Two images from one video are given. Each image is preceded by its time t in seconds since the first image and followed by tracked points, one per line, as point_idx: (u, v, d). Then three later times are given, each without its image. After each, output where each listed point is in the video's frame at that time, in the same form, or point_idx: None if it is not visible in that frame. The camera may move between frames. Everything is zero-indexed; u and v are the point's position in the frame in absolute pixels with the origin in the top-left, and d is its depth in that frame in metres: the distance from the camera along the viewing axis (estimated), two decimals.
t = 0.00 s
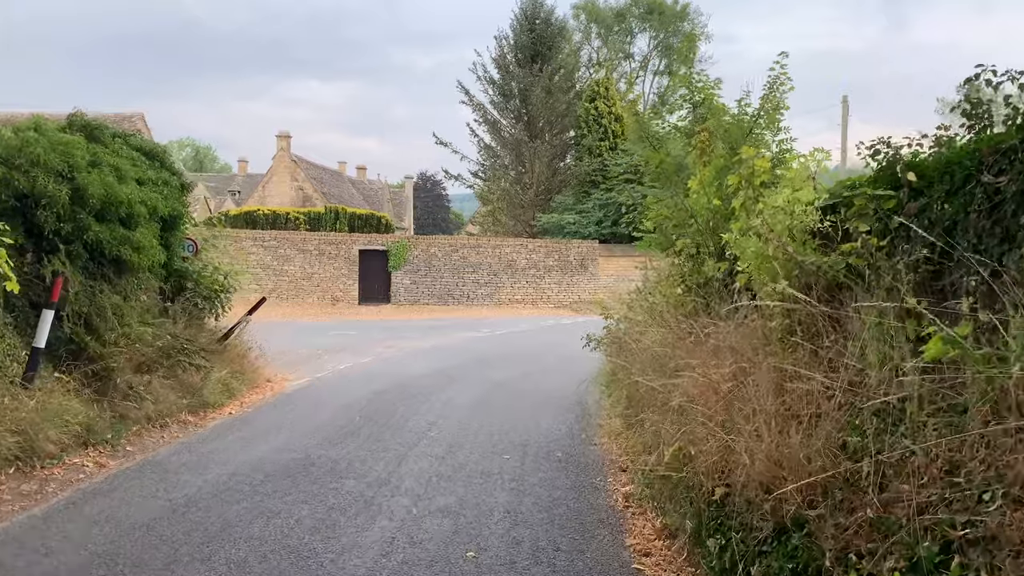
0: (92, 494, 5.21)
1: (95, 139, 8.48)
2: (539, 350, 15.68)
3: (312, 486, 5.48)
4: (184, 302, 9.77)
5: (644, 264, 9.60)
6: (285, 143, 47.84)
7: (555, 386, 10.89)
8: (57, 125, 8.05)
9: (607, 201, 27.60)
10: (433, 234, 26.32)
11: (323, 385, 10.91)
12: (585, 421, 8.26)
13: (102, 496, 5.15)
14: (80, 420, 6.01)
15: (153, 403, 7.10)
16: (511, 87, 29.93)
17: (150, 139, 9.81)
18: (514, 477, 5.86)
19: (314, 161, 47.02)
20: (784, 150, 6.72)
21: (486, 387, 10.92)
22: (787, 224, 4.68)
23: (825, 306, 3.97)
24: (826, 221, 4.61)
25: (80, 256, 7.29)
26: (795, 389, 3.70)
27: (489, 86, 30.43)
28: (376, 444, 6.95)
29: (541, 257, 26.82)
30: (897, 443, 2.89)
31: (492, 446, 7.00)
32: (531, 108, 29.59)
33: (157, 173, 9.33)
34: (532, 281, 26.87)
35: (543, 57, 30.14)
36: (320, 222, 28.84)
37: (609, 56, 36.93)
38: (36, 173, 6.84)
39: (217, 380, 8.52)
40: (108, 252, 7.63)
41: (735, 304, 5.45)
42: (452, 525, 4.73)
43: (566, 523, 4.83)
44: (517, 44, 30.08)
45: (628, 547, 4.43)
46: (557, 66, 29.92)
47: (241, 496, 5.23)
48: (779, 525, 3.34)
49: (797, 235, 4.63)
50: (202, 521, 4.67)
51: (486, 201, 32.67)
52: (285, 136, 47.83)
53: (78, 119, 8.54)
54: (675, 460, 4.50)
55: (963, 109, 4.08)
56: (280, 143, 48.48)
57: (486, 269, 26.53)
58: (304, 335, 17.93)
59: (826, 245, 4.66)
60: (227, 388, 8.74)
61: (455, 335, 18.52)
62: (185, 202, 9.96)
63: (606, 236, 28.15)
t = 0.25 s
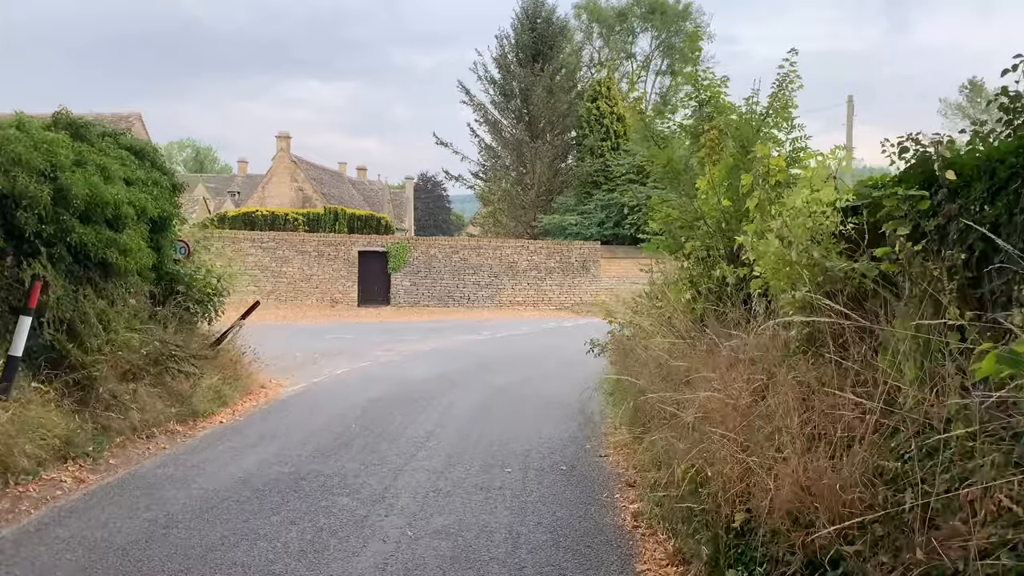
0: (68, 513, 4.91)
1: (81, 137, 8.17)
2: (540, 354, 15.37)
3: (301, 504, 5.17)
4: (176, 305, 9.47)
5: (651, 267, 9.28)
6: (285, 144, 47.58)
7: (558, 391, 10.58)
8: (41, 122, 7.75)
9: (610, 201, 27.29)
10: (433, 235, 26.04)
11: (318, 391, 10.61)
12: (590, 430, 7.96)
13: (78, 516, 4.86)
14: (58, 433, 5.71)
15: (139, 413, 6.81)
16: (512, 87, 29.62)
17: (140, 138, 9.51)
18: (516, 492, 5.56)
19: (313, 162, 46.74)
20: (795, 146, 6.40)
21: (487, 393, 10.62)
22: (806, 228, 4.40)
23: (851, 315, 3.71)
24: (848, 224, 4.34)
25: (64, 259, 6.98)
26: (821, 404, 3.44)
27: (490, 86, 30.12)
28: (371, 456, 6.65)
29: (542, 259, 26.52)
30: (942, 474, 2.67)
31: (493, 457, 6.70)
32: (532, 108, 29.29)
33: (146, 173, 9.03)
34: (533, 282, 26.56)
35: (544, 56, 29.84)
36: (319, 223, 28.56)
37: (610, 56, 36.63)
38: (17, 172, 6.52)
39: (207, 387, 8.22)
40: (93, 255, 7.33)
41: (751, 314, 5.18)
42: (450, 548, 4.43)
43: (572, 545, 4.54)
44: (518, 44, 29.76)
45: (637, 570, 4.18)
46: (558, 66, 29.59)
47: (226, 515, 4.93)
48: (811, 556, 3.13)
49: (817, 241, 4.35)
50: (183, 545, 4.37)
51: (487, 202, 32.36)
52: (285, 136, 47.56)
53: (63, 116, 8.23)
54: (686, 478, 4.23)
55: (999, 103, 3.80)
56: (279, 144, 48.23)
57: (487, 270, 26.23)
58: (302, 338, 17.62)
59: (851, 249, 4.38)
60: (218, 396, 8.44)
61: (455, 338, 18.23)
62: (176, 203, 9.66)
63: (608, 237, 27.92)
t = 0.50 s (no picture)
0: (43, 529, 4.61)
1: (67, 131, 7.86)
2: (543, 355, 15.04)
3: (291, 518, 4.86)
4: (167, 306, 9.16)
5: (660, 266, 8.94)
6: (285, 144, 47.26)
7: (562, 395, 10.27)
8: (24, 116, 7.44)
9: (612, 201, 27.07)
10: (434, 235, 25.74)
11: (315, 394, 10.29)
12: (596, 435, 7.68)
13: (53, 531, 4.56)
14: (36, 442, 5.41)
15: (125, 419, 6.51)
16: (513, 85, 29.29)
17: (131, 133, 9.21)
18: (520, 504, 5.26)
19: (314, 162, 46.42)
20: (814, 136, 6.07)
21: (490, 396, 10.32)
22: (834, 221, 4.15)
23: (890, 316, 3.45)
24: (879, 217, 4.08)
25: (47, 257, 6.67)
26: (856, 414, 3.21)
27: (491, 84, 29.79)
28: (368, 464, 6.35)
29: (544, 259, 26.19)
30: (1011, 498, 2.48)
31: (497, 465, 6.41)
32: (534, 107, 28.97)
33: (136, 169, 8.72)
34: (535, 283, 26.23)
35: (546, 54, 29.50)
36: (319, 223, 28.25)
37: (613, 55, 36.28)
38: None
39: (197, 391, 7.91)
40: (77, 253, 7.02)
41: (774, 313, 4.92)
42: (451, 566, 4.12)
43: (582, 562, 4.24)
44: (520, 42, 29.42)
45: None
46: (561, 64, 29.26)
47: (211, 530, 4.63)
48: None
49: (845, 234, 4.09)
50: (163, 564, 4.07)
51: (488, 202, 32.03)
52: (285, 136, 47.24)
53: (48, 109, 7.92)
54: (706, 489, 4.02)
55: None
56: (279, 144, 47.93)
57: (488, 270, 25.92)
58: (300, 339, 17.31)
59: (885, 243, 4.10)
60: (210, 400, 8.14)
61: (455, 339, 17.91)
62: (167, 200, 9.36)
63: (612, 237, 27.42)
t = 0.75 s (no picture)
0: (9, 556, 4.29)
1: (49, 130, 7.55)
2: (546, 360, 14.70)
3: (277, 541, 4.55)
4: (157, 310, 8.85)
5: (667, 269, 8.62)
6: (285, 144, 46.98)
7: (566, 402, 9.94)
8: (4, 113, 7.13)
9: (614, 202, 26.77)
10: (434, 236, 25.44)
11: (310, 402, 9.98)
12: (601, 446, 7.37)
13: (19, 559, 4.24)
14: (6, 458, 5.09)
15: (106, 431, 6.20)
16: (515, 85, 28.97)
17: (118, 132, 8.91)
18: (523, 525, 4.94)
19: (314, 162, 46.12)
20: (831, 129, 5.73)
21: (491, 404, 9.99)
22: (861, 224, 3.88)
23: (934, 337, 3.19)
24: (910, 220, 3.82)
25: (26, 261, 6.36)
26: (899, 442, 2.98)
27: (492, 84, 29.47)
28: (362, 479, 6.03)
29: (545, 260, 25.86)
30: None
31: (498, 480, 6.10)
32: (536, 107, 28.65)
33: (123, 169, 8.42)
34: (536, 285, 25.90)
35: (548, 54, 29.17)
36: (318, 224, 27.96)
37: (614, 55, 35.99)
38: None
39: (186, 400, 7.59)
40: (58, 258, 6.71)
41: (796, 323, 4.64)
42: None
43: None
44: (522, 41, 29.09)
45: None
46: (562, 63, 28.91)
47: (192, 557, 4.32)
48: None
49: (874, 239, 3.82)
50: None
51: (488, 203, 31.70)
52: (285, 136, 46.95)
53: (30, 107, 7.61)
54: (721, 515, 3.76)
55: None
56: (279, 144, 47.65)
57: (489, 272, 25.60)
58: (297, 342, 17.00)
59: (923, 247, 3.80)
60: (199, 409, 7.82)
61: (456, 342, 17.58)
62: (156, 201, 9.05)
63: (614, 237, 27.06)
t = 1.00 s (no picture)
0: None
1: (29, 122, 7.23)
2: (547, 361, 14.36)
3: (260, 557, 4.25)
4: (144, 310, 8.54)
5: (674, 268, 8.30)
6: (285, 144, 46.67)
7: (568, 405, 9.61)
8: None
9: (616, 201, 26.50)
10: (433, 236, 25.13)
11: (303, 404, 9.67)
12: (605, 453, 7.06)
13: None
14: None
15: (84, 438, 5.89)
16: (515, 83, 28.65)
17: (104, 125, 8.59)
18: (523, 539, 4.63)
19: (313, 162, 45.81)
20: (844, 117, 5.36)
21: (491, 407, 9.67)
22: (891, 217, 3.49)
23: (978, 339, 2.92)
24: (944, 210, 3.49)
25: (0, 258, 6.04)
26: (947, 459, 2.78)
27: (493, 82, 29.14)
28: (354, 488, 5.72)
29: (546, 260, 25.54)
30: None
31: (499, 489, 5.79)
32: (537, 105, 28.31)
33: (108, 164, 8.11)
34: (537, 285, 25.57)
35: (549, 52, 28.85)
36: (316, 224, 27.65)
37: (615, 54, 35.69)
38: None
39: (172, 404, 7.28)
40: (35, 254, 6.39)
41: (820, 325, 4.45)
42: None
43: None
44: (522, 38, 28.76)
45: None
46: (563, 61, 28.58)
47: None
48: None
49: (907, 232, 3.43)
50: None
51: (489, 203, 31.39)
52: (284, 136, 46.67)
53: (9, 98, 7.28)
54: (738, 533, 3.47)
55: None
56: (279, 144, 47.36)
57: (490, 272, 25.29)
58: (294, 343, 16.69)
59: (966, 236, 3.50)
60: (187, 414, 7.52)
61: (455, 343, 17.26)
62: (143, 197, 8.73)
63: (616, 237, 26.77)
